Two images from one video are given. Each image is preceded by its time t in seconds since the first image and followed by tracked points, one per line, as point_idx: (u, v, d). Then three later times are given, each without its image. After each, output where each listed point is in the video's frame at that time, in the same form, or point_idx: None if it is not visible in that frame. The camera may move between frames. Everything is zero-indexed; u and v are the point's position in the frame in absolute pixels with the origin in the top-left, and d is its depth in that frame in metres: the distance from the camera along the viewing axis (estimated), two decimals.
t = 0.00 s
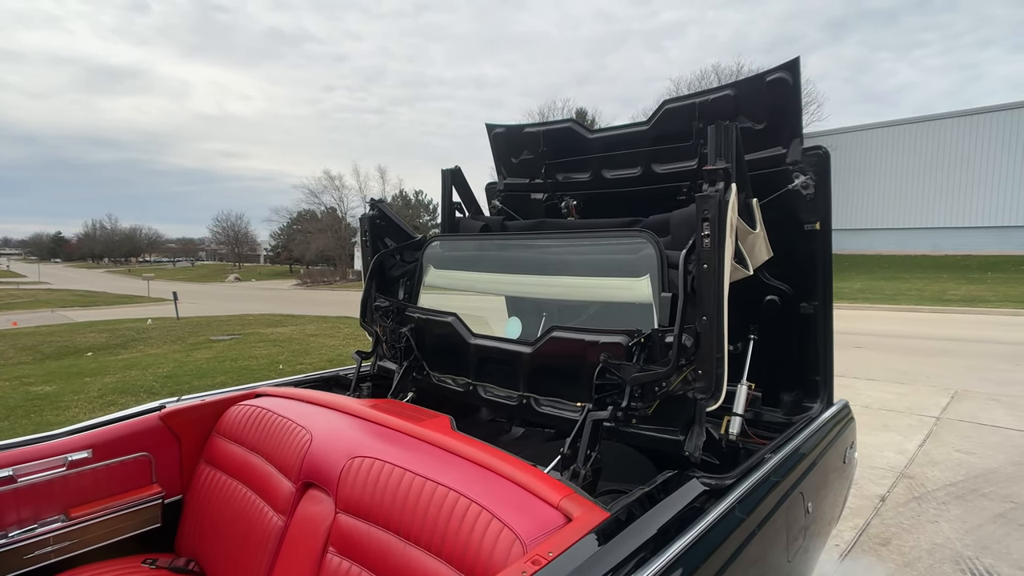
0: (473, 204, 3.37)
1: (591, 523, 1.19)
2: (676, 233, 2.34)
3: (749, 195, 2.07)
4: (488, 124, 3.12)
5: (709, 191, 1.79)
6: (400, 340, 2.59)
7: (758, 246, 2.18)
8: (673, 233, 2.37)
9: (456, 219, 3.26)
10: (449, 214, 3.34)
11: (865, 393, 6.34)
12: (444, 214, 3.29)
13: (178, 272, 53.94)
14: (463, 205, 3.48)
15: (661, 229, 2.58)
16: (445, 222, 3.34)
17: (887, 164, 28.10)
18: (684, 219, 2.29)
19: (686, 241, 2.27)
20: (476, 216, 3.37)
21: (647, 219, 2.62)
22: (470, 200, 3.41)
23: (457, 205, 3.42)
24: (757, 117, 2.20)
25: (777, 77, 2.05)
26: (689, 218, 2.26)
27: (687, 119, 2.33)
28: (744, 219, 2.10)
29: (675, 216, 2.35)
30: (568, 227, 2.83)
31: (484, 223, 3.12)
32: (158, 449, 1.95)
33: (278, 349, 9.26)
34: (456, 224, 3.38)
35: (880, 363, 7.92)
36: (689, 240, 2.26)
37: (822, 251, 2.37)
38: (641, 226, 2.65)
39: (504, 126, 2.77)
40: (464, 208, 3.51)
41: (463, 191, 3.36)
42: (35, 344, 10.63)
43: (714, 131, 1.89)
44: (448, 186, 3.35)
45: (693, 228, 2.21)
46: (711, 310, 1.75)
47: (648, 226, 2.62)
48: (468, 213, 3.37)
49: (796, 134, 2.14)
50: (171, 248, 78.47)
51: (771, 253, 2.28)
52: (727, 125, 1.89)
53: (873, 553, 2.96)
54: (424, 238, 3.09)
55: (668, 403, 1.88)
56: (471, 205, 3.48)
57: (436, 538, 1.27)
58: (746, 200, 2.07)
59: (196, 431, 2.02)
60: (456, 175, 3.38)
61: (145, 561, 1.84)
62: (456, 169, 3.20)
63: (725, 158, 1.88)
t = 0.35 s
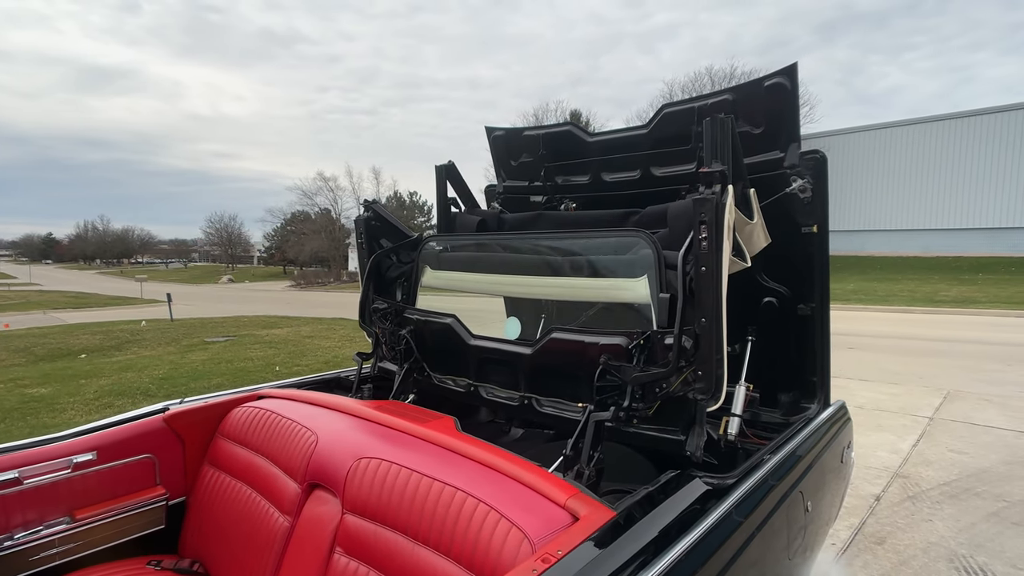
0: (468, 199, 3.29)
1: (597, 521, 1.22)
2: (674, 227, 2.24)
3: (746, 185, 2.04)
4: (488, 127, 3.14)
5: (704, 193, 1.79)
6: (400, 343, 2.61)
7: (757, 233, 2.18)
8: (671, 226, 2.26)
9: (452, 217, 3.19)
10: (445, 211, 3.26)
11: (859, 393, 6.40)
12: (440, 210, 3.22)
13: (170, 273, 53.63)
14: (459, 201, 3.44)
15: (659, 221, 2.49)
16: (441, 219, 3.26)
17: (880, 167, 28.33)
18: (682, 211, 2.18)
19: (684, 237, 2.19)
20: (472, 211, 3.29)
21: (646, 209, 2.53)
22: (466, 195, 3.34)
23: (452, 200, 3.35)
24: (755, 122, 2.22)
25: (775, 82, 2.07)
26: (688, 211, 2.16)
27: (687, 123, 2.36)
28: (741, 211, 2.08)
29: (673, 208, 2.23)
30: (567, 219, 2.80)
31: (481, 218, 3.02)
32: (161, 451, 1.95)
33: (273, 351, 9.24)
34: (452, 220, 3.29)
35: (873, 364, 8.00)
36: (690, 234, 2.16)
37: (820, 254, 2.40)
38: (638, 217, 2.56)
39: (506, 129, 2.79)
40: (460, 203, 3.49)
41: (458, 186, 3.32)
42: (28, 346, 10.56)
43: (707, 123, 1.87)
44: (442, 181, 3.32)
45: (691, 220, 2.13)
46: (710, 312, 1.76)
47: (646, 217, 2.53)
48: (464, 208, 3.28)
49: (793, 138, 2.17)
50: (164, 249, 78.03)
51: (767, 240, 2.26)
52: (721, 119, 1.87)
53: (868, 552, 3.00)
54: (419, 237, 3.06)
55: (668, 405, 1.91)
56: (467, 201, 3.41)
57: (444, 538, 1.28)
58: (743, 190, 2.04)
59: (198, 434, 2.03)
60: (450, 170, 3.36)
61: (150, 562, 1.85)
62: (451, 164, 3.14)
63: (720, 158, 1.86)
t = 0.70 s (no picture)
0: (465, 193, 3.23)
1: (606, 519, 1.24)
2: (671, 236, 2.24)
3: (745, 174, 2.04)
4: (490, 131, 3.17)
5: (700, 196, 1.77)
6: (402, 344, 2.62)
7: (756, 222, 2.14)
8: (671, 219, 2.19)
9: (449, 212, 3.16)
10: (442, 207, 3.17)
11: (855, 393, 6.45)
12: (436, 205, 3.13)
13: (165, 274, 53.36)
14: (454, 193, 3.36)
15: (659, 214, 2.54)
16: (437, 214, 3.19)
17: (874, 168, 28.51)
18: (681, 204, 2.13)
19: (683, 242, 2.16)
20: (469, 205, 3.24)
21: (644, 200, 2.59)
22: (462, 189, 3.26)
23: (449, 193, 3.25)
24: (755, 125, 2.21)
25: (775, 87, 2.06)
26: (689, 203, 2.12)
27: (687, 125, 2.39)
28: (740, 199, 2.06)
29: (673, 200, 2.17)
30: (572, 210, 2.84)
31: (479, 214, 3.03)
32: (167, 452, 1.96)
33: (271, 352, 9.22)
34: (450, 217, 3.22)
35: (869, 364, 8.07)
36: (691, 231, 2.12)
37: (819, 255, 2.44)
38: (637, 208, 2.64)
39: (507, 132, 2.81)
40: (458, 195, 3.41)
41: (453, 180, 3.23)
42: (24, 347, 10.52)
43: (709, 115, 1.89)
44: (437, 175, 3.22)
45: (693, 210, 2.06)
46: (711, 313, 1.76)
47: (643, 208, 2.61)
48: (461, 203, 3.23)
49: (792, 141, 2.19)
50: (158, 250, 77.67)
51: (768, 223, 2.23)
52: (723, 112, 1.88)
53: (866, 551, 3.03)
54: (413, 234, 3.00)
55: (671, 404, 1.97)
56: (463, 193, 3.35)
57: (453, 537, 1.30)
58: (741, 179, 2.04)
59: (204, 435, 2.03)
60: (446, 165, 3.26)
61: (156, 563, 1.86)
62: (446, 159, 3.07)
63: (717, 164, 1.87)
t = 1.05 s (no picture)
0: (463, 189, 3.23)
1: (614, 520, 1.26)
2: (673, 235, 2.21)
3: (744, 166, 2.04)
4: (491, 135, 3.19)
5: (702, 201, 1.78)
6: (403, 348, 2.64)
7: (756, 211, 2.12)
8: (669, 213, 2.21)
9: (450, 209, 3.24)
10: (438, 204, 3.22)
11: (851, 395, 6.50)
12: (433, 204, 3.19)
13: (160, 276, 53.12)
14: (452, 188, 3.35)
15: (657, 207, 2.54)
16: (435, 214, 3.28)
17: (868, 171, 28.69)
18: (681, 196, 2.13)
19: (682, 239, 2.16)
20: (467, 198, 3.28)
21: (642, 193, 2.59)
22: (460, 184, 3.25)
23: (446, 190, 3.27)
24: (754, 131, 2.24)
25: (774, 93, 2.08)
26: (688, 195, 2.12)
27: (688, 130, 2.42)
28: (738, 192, 2.05)
29: (672, 194, 2.18)
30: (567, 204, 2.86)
31: (478, 210, 3.12)
32: (174, 455, 1.97)
33: (269, 354, 9.21)
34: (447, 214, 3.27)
35: (865, 366, 8.11)
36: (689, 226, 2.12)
37: (818, 260, 2.47)
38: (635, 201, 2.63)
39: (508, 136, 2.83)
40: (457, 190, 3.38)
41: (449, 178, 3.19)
42: (19, 350, 10.46)
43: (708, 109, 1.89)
44: (434, 173, 3.18)
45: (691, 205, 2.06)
46: (713, 317, 1.76)
47: (642, 200, 2.60)
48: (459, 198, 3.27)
49: (791, 147, 2.22)
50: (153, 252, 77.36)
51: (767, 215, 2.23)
52: (722, 106, 1.87)
53: (865, 551, 3.05)
54: (410, 233, 2.96)
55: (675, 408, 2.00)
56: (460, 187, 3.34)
57: (463, 538, 1.31)
58: (739, 171, 2.04)
59: (210, 438, 2.04)
60: (442, 161, 3.21)
61: (163, 566, 1.87)
62: (441, 155, 3.01)
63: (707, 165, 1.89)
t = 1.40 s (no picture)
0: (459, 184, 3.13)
1: (620, 520, 1.28)
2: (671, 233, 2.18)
3: (742, 157, 1.96)
4: (492, 139, 3.21)
5: (701, 206, 1.73)
6: (405, 350, 2.66)
7: (753, 200, 2.11)
8: (666, 207, 2.13)
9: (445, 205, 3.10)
10: (434, 200, 3.11)
11: (847, 396, 6.54)
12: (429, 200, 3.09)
13: (156, 279, 52.97)
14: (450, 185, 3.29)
15: (654, 198, 2.44)
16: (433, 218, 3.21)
17: (864, 173, 28.85)
18: (679, 190, 2.05)
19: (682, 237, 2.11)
20: (464, 194, 3.15)
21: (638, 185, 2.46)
22: (456, 180, 3.16)
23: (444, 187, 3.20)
24: (752, 135, 2.27)
25: (772, 98, 2.10)
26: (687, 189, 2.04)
27: (686, 135, 2.45)
28: (736, 184, 1.98)
29: (668, 187, 2.09)
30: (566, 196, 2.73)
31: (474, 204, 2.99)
32: (179, 456, 1.98)
33: (267, 357, 9.21)
34: (445, 210, 3.15)
35: (860, 367, 8.17)
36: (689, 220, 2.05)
37: (817, 263, 2.50)
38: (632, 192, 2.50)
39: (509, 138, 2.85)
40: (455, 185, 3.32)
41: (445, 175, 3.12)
42: (15, 353, 10.43)
43: (705, 102, 1.76)
44: (429, 170, 3.12)
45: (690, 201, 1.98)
46: (712, 321, 1.75)
47: (639, 192, 2.48)
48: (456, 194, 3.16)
49: (789, 152, 2.26)
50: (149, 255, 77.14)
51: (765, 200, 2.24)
52: (719, 100, 1.76)
53: (863, 552, 3.08)
54: (406, 233, 2.94)
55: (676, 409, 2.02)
56: (458, 183, 3.27)
57: (470, 539, 1.33)
58: (738, 163, 1.96)
59: (215, 440, 2.06)
60: (438, 158, 3.16)
61: (168, 567, 1.89)
62: (435, 153, 2.95)
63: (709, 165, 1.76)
